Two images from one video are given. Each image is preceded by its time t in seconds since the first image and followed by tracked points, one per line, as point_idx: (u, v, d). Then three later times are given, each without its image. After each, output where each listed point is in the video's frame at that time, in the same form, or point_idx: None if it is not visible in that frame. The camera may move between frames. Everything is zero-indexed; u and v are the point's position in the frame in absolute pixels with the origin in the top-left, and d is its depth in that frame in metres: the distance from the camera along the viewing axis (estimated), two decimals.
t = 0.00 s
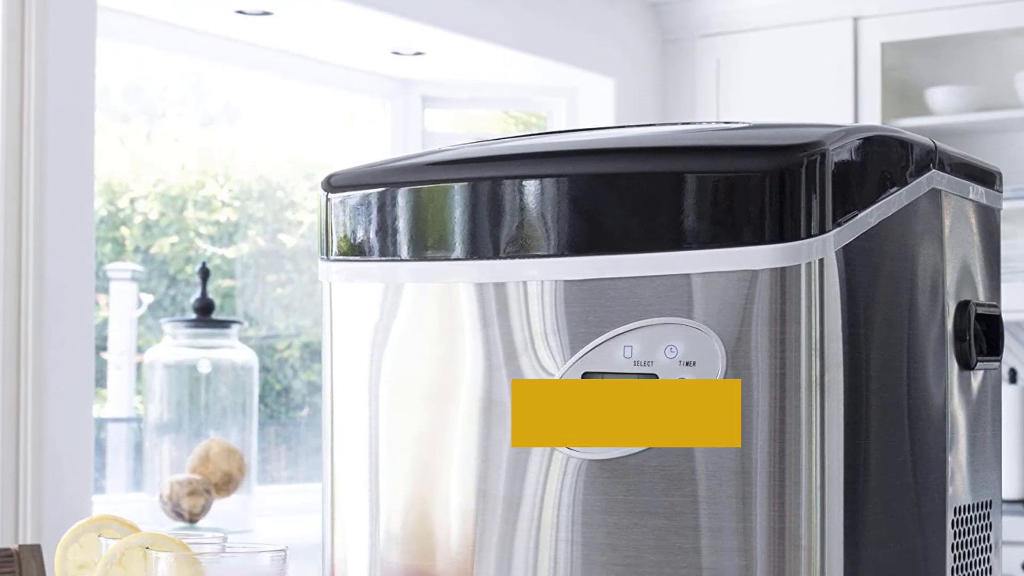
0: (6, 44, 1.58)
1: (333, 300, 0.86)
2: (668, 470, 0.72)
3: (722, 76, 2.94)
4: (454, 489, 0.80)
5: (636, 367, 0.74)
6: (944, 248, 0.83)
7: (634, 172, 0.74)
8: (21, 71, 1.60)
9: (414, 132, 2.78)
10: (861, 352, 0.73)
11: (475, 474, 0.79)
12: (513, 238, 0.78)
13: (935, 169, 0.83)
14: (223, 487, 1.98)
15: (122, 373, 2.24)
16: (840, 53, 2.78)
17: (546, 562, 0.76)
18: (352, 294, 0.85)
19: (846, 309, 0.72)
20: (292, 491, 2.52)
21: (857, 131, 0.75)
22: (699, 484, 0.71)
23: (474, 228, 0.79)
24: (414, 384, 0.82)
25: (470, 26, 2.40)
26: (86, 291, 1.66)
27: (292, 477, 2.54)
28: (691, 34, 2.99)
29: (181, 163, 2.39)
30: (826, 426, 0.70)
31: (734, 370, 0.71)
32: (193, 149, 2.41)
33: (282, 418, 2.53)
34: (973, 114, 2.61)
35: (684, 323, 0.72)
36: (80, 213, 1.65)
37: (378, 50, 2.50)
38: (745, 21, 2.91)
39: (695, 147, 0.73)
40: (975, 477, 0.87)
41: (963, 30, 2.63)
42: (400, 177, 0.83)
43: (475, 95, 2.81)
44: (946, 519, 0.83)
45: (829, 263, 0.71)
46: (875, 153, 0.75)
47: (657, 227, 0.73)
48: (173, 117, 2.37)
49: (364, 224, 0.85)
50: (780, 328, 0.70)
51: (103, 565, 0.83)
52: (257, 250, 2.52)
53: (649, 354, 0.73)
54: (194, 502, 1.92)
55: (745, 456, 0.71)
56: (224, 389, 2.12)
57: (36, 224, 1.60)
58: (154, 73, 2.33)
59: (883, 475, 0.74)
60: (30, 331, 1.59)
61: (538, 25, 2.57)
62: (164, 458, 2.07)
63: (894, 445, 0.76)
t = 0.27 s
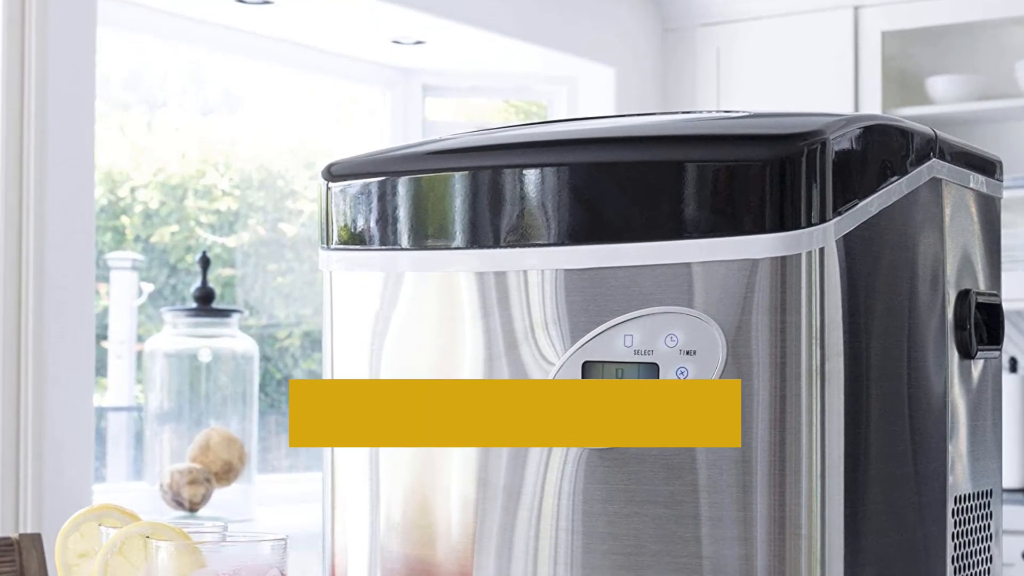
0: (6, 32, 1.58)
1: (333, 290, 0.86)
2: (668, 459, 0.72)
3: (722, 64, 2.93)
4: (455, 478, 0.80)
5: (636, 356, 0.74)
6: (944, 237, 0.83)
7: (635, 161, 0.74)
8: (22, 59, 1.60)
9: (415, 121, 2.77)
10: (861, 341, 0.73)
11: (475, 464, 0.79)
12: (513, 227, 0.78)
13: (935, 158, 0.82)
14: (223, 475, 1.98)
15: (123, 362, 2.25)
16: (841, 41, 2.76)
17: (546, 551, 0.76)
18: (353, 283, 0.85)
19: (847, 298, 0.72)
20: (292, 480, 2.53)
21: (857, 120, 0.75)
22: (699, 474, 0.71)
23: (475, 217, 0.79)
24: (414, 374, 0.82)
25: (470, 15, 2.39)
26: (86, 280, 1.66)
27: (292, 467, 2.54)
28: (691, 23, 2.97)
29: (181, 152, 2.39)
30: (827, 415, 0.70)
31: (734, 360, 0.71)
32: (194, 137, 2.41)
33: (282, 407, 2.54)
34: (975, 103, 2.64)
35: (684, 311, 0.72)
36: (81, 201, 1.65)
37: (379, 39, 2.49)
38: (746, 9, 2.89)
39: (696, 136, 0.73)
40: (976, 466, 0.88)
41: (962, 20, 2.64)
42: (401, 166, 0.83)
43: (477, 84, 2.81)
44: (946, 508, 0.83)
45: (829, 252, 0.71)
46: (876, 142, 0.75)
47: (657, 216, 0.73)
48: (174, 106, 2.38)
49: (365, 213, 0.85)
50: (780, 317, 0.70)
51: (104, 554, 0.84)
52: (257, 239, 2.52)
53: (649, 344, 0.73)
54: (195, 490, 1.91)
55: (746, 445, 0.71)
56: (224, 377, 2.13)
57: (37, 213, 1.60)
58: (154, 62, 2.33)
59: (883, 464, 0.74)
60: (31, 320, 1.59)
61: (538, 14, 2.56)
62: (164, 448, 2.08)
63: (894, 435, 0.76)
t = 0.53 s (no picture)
0: (7, 21, 1.58)
1: (334, 278, 0.86)
2: (669, 447, 0.72)
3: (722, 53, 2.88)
4: (455, 466, 0.80)
5: (637, 345, 0.74)
6: (944, 225, 0.83)
7: (636, 150, 0.73)
8: (23, 49, 1.60)
9: (416, 110, 2.77)
10: (862, 329, 0.73)
11: (476, 454, 0.79)
12: (514, 215, 0.78)
13: (936, 147, 0.82)
14: (224, 464, 1.98)
15: (123, 351, 2.25)
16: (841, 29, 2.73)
17: (547, 540, 0.76)
18: (354, 272, 0.85)
19: (847, 287, 0.71)
20: (292, 469, 2.53)
21: (858, 108, 0.75)
22: (700, 462, 0.71)
23: (475, 206, 0.79)
24: (414, 363, 0.81)
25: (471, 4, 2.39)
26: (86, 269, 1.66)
27: (293, 455, 2.55)
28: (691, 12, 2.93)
29: (182, 140, 2.39)
30: (827, 404, 0.70)
31: (734, 349, 0.71)
32: (195, 126, 2.41)
33: (282, 395, 2.54)
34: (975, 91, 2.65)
35: (685, 299, 0.72)
36: (80, 190, 1.65)
37: (379, 28, 2.49)
38: None
39: (696, 124, 0.73)
40: (976, 454, 0.88)
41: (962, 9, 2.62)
42: (402, 154, 0.83)
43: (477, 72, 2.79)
44: (946, 496, 0.83)
45: (829, 241, 0.71)
46: (876, 131, 0.75)
47: (658, 205, 0.73)
48: (175, 95, 2.38)
49: (366, 201, 0.85)
50: (781, 306, 0.70)
51: (104, 543, 0.84)
52: (258, 227, 2.52)
53: (650, 332, 0.73)
54: (196, 479, 1.92)
55: (746, 434, 0.71)
56: (225, 365, 2.13)
57: (38, 202, 1.60)
58: (155, 50, 2.33)
59: (884, 453, 0.75)
60: (31, 310, 1.60)
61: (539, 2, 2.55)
62: (165, 437, 2.08)
63: (895, 423, 0.76)
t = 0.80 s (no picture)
0: (7, 10, 1.58)
1: (335, 266, 0.86)
2: (670, 436, 0.72)
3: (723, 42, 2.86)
4: (455, 455, 0.80)
5: (637, 333, 0.74)
6: (945, 214, 0.83)
7: (636, 138, 0.73)
8: (23, 37, 1.60)
9: (416, 99, 2.77)
10: (862, 317, 0.72)
11: (476, 442, 0.79)
12: (514, 204, 0.77)
13: (936, 135, 0.82)
14: (225, 452, 1.99)
15: (123, 338, 2.26)
16: (841, 18, 2.71)
17: (547, 528, 0.76)
18: (355, 261, 0.85)
19: (847, 275, 0.71)
20: (293, 457, 2.53)
21: (859, 96, 0.75)
22: (700, 451, 0.71)
23: (476, 194, 0.79)
24: (415, 351, 0.81)
25: None
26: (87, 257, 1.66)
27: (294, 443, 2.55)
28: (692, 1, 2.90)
29: (182, 129, 2.40)
30: (827, 393, 0.70)
31: (735, 338, 0.71)
32: (197, 115, 2.42)
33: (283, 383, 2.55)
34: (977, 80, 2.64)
35: (685, 287, 0.72)
36: (81, 179, 1.65)
37: (380, 16, 2.48)
38: None
39: (697, 112, 0.73)
40: (976, 443, 0.88)
41: None
42: (403, 142, 0.83)
43: (477, 60, 2.79)
44: (947, 485, 0.83)
45: (830, 229, 0.71)
46: (877, 119, 0.75)
47: (659, 193, 0.73)
48: (175, 83, 2.38)
49: (366, 190, 0.85)
50: (781, 294, 0.70)
51: (104, 531, 0.83)
52: (258, 216, 2.52)
53: (650, 321, 0.73)
54: (196, 468, 1.93)
55: (747, 422, 0.71)
56: (225, 354, 2.14)
57: (38, 191, 1.60)
58: (154, 40, 2.33)
59: (885, 442, 0.74)
60: (31, 299, 1.60)
61: None
62: (165, 425, 2.10)
63: (895, 412, 0.76)
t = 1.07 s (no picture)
0: None
1: (335, 254, 0.86)
2: (670, 423, 0.72)
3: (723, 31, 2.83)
4: (455, 443, 0.80)
5: (638, 321, 0.74)
6: (946, 201, 0.83)
7: (636, 126, 0.73)
8: (24, 24, 1.59)
9: (416, 87, 2.76)
10: (862, 305, 0.72)
11: (476, 429, 0.79)
12: (514, 191, 0.77)
13: (937, 123, 0.82)
14: (226, 440, 2.00)
15: (124, 325, 2.26)
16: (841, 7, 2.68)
17: (547, 516, 0.76)
18: (356, 248, 0.85)
19: (848, 263, 0.71)
20: (294, 445, 2.54)
21: (859, 84, 0.75)
22: (701, 439, 0.71)
23: (477, 182, 0.79)
24: (415, 339, 0.81)
25: None
26: (87, 245, 1.66)
27: (295, 431, 2.56)
28: None
29: (182, 116, 2.40)
30: (827, 380, 0.70)
31: (735, 326, 0.71)
32: (197, 103, 2.42)
33: (284, 371, 2.55)
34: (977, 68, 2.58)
35: (686, 275, 0.72)
36: (81, 166, 1.65)
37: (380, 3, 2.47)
38: None
39: (697, 100, 0.73)
40: (976, 430, 0.88)
41: None
42: (403, 130, 0.83)
43: (477, 48, 2.77)
44: (947, 472, 0.83)
45: (830, 217, 0.70)
46: (878, 106, 0.75)
47: (659, 181, 0.73)
48: (176, 71, 2.38)
49: (367, 177, 0.85)
50: (782, 281, 0.70)
51: (104, 519, 0.83)
52: (259, 203, 2.52)
53: (650, 309, 0.73)
54: (196, 455, 1.93)
55: (747, 410, 0.71)
56: (226, 342, 2.15)
57: (38, 178, 1.60)
58: (155, 28, 2.33)
59: (885, 429, 0.75)
60: (32, 286, 1.60)
61: None
62: (166, 412, 2.10)
63: (896, 399, 0.76)
